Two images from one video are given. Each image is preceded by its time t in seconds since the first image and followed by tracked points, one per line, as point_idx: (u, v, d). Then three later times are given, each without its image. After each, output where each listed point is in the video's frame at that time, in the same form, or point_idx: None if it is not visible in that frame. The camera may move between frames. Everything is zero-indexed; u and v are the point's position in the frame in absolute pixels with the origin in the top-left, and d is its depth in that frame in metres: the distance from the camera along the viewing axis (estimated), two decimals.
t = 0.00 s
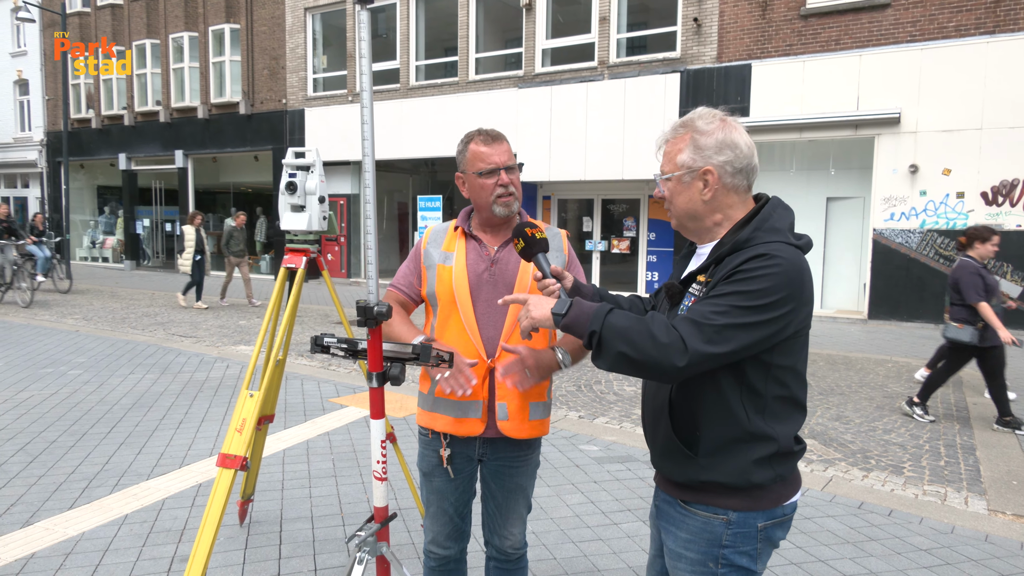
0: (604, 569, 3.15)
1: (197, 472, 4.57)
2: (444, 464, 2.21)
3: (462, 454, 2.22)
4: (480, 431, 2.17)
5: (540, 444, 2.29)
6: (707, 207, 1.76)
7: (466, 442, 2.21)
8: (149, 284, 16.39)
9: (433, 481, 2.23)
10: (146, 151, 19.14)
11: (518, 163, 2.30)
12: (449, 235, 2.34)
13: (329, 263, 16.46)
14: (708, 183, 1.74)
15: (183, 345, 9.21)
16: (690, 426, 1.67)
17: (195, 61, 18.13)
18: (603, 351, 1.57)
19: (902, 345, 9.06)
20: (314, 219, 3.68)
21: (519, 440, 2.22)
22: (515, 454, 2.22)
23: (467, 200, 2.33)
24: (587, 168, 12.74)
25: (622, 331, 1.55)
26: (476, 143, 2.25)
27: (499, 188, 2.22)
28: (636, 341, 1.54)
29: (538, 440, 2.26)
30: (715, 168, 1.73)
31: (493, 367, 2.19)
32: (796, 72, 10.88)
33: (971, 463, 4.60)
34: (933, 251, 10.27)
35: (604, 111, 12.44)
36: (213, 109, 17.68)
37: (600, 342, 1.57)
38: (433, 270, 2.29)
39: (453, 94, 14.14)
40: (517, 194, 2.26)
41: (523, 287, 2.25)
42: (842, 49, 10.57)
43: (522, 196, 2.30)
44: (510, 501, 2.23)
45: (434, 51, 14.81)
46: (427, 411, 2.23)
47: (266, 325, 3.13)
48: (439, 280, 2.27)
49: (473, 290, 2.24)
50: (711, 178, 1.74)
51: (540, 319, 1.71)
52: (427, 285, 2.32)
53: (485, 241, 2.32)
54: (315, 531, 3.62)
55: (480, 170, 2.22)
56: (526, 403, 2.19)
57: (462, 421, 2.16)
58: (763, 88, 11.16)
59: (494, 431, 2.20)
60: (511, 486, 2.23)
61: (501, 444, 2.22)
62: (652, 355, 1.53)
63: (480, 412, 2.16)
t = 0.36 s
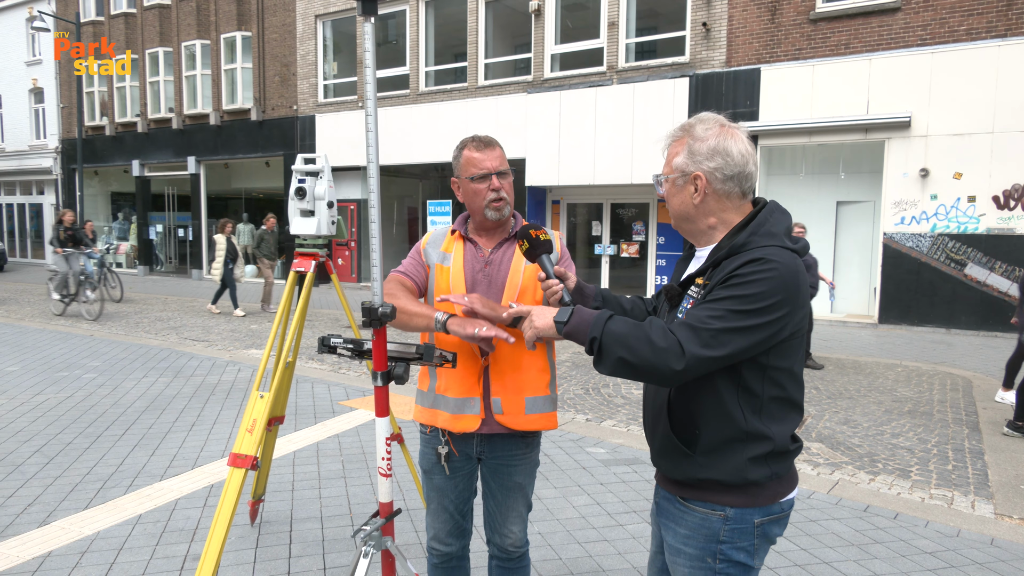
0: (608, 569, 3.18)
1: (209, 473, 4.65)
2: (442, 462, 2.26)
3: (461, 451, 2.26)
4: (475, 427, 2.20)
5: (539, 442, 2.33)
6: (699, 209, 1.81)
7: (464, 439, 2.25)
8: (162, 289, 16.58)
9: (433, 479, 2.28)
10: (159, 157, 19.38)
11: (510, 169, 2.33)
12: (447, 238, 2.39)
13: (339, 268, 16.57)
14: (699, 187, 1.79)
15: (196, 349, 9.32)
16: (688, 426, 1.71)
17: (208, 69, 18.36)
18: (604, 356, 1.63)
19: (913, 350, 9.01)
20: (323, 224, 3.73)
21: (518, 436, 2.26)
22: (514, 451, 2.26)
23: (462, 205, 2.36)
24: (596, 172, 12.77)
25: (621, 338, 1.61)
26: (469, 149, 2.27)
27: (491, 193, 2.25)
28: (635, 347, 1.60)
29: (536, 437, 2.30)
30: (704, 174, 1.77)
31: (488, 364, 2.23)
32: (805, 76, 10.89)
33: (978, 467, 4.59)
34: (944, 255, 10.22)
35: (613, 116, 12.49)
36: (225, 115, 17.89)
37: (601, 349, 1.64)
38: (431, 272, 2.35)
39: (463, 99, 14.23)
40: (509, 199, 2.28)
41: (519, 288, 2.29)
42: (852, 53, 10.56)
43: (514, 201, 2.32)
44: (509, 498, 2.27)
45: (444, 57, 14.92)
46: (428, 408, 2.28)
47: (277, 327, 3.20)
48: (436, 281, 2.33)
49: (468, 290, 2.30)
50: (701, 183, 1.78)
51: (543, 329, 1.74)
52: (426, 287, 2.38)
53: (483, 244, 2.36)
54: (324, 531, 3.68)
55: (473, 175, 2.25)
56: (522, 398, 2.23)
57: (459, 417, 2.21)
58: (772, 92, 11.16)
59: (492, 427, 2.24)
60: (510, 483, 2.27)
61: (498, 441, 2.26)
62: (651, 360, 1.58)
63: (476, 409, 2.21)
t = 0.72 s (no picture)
0: (612, 566, 3.21)
1: (218, 471, 4.71)
2: (442, 458, 2.30)
3: (460, 447, 2.30)
4: (472, 423, 2.24)
5: (536, 438, 2.36)
6: (697, 212, 1.84)
7: (463, 434, 2.29)
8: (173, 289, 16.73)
9: (434, 474, 2.32)
10: (169, 158, 19.55)
11: (505, 172, 2.37)
12: (445, 238, 2.43)
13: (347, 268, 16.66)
14: (696, 189, 1.82)
15: (205, 349, 9.41)
16: (686, 423, 1.73)
17: (217, 70, 18.49)
18: (603, 350, 1.65)
19: (922, 350, 8.98)
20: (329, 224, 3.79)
21: (516, 432, 2.30)
22: (513, 446, 2.29)
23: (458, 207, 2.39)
24: (603, 172, 12.79)
25: (621, 333, 1.63)
26: (464, 153, 2.31)
27: (487, 195, 2.29)
28: (633, 341, 1.62)
29: (533, 432, 2.33)
30: (699, 176, 1.80)
31: (483, 360, 2.27)
32: (813, 76, 10.87)
33: (984, 467, 4.59)
34: (952, 255, 10.17)
35: (619, 116, 12.50)
36: (235, 117, 18.03)
37: (600, 343, 1.65)
38: (428, 270, 2.38)
39: (470, 100, 14.28)
40: (504, 201, 2.32)
41: (515, 287, 2.31)
42: (860, 53, 10.53)
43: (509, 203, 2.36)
44: (508, 494, 2.31)
45: (452, 57, 14.98)
46: (427, 405, 2.31)
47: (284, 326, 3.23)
48: (433, 280, 2.36)
49: (464, 289, 2.33)
50: (696, 185, 1.81)
51: (544, 323, 1.77)
52: (424, 286, 2.41)
53: (480, 245, 2.40)
54: (331, 527, 3.72)
55: (467, 178, 2.29)
56: (515, 394, 2.26)
57: (457, 413, 2.25)
58: (779, 92, 11.15)
59: (487, 422, 2.28)
60: (509, 479, 2.30)
61: (497, 437, 2.30)
62: (650, 354, 1.60)
63: (472, 405, 2.24)
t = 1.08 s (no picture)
0: (615, 563, 3.24)
1: (224, 469, 4.74)
2: (445, 456, 2.32)
3: (461, 445, 2.33)
4: (475, 423, 2.27)
5: (538, 436, 2.39)
6: (698, 213, 1.86)
7: (466, 433, 2.32)
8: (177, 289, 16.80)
9: (437, 473, 2.35)
10: (173, 159, 19.64)
11: (508, 175, 2.40)
12: (445, 240, 2.45)
13: (351, 267, 16.70)
14: (696, 191, 1.84)
15: (210, 349, 9.46)
16: (685, 420, 1.76)
17: (221, 71, 18.55)
18: (604, 352, 1.68)
19: (925, 348, 8.99)
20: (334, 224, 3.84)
21: (517, 431, 2.32)
22: (515, 444, 2.32)
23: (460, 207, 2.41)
24: (606, 172, 12.79)
25: (622, 334, 1.66)
26: (471, 154, 2.33)
27: (491, 198, 2.31)
28: (634, 342, 1.64)
29: (534, 430, 2.36)
30: (700, 177, 1.82)
31: (485, 361, 2.30)
32: (816, 75, 10.87)
33: (986, 465, 4.60)
34: (956, 254, 10.18)
35: (623, 115, 12.51)
36: (238, 117, 18.10)
37: (601, 345, 1.68)
38: (429, 273, 2.40)
39: (473, 100, 14.31)
40: (508, 203, 2.34)
41: (515, 288, 2.33)
42: (863, 52, 10.53)
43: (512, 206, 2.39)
44: (510, 490, 2.33)
45: (455, 57, 15.01)
46: (429, 405, 2.34)
47: (290, 325, 3.26)
48: (434, 282, 2.38)
49: (465, 289, 2.35)
50: (697, 186, 1.84)
51: (545, 324, 1.79)
52: (424, 289, 2.43)
53: (481, 246, 2.42)
54: (336, 525, 3.76)
55: (473, 181, 2.31)
56: (516, 394, 2.30)
57: (459, 413, 2.28)
58: (782, 91, 11.15)
59: (490, 421, 2.31)
60: (510, 476, 2.33)
61: (499, 435, 2.32)
62: (651, 355, 1.63)
63: (475, 404, 2.27)
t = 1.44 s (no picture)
0: (616, 563, 3.27)
1: (226, 470, 4.77)
2: (450, 458, 2.35)
3: (466, 447, 2.35)
4: (482, 425, 2.30)
5: (541, 436, 2.43)
6: (705, 216, 1.89)
7: (471, 435, 2.35)
8: (176, 290, 16.80)
9: (443, 474, 2.38)
10: (171, 159, 19.65)
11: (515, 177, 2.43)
12: (448, 244, 2.47)
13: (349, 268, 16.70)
14: (702, 194, 1.87)
15: (209, 350, 9.48)
16: (690, 420, 1.79)
17: (219, 71, 18.57)
18: (610, 357, 1.70)
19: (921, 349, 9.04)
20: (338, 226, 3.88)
21: (519, 432, 2.36)
22: (521, 445, 2.36)
23: (466, 210, 2.44)
24: (605, 173, 12.83)
25: (629, 339, 1.69)
26: (481, 159, 2.35)
27: (501, 203, 2.36)
28: (640, 346, 1.68)
29: (538, 431, 2.40)
30: (707, 181, 1.86)
31: (492, 363, 2.33)
32: (814, 77, 10.92)
33: (983, 465, 4.65)
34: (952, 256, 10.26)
35: (621, 117, 12.55)
36: (237, 118, 18.12)
37: (608, 350, 1.70)
38: (433, 278, 2.43)
39: (472, 101, 14.35)
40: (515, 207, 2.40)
41: (520, 291, 2.36)
42: (861, 54, 10.59)
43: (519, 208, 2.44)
44: (515, 490, 2.37)
45: (453, 58, 15.04)
46: (435, 409, 2.36)
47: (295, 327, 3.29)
48: (439, 287, 2.41)
49: (470, 293, 2.37)
50: (702, 190, 1.87)
51: (551, 331, 1.82)
52: (429, 294, 2.46)
53: (485, 248, 2.45)
54: (338, 525, 3.79)
55: (482, 185, 2.34)
56: (523, 396, 2.33)
57: (467, 416, 2.31)
58: (780, 93, 11.20)
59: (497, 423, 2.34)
60: (515, 476, 2.36)
61: (505, 436, 2.36)
62: (658, 357, 1.66)
63: (482, 407, 2.30)
